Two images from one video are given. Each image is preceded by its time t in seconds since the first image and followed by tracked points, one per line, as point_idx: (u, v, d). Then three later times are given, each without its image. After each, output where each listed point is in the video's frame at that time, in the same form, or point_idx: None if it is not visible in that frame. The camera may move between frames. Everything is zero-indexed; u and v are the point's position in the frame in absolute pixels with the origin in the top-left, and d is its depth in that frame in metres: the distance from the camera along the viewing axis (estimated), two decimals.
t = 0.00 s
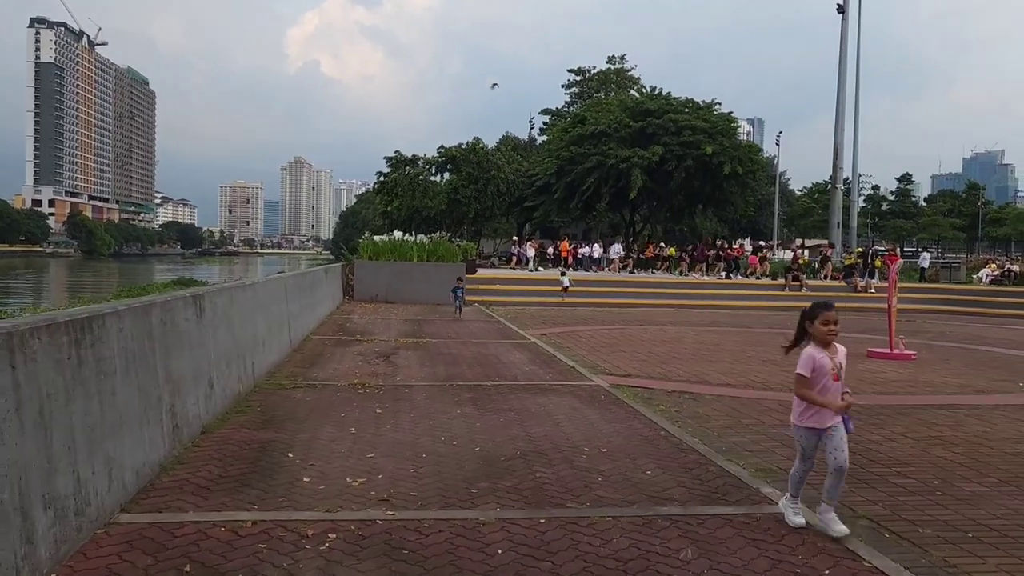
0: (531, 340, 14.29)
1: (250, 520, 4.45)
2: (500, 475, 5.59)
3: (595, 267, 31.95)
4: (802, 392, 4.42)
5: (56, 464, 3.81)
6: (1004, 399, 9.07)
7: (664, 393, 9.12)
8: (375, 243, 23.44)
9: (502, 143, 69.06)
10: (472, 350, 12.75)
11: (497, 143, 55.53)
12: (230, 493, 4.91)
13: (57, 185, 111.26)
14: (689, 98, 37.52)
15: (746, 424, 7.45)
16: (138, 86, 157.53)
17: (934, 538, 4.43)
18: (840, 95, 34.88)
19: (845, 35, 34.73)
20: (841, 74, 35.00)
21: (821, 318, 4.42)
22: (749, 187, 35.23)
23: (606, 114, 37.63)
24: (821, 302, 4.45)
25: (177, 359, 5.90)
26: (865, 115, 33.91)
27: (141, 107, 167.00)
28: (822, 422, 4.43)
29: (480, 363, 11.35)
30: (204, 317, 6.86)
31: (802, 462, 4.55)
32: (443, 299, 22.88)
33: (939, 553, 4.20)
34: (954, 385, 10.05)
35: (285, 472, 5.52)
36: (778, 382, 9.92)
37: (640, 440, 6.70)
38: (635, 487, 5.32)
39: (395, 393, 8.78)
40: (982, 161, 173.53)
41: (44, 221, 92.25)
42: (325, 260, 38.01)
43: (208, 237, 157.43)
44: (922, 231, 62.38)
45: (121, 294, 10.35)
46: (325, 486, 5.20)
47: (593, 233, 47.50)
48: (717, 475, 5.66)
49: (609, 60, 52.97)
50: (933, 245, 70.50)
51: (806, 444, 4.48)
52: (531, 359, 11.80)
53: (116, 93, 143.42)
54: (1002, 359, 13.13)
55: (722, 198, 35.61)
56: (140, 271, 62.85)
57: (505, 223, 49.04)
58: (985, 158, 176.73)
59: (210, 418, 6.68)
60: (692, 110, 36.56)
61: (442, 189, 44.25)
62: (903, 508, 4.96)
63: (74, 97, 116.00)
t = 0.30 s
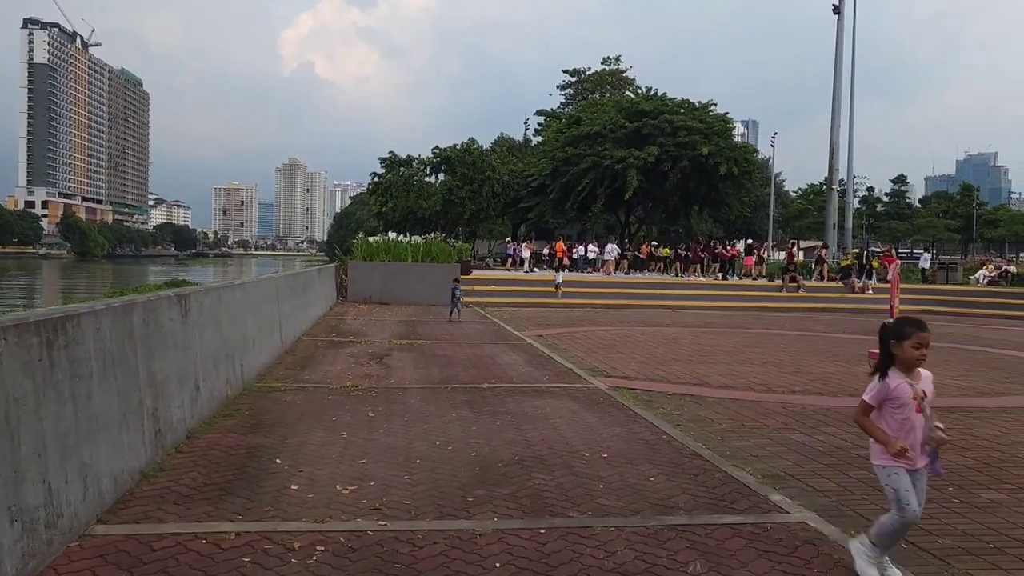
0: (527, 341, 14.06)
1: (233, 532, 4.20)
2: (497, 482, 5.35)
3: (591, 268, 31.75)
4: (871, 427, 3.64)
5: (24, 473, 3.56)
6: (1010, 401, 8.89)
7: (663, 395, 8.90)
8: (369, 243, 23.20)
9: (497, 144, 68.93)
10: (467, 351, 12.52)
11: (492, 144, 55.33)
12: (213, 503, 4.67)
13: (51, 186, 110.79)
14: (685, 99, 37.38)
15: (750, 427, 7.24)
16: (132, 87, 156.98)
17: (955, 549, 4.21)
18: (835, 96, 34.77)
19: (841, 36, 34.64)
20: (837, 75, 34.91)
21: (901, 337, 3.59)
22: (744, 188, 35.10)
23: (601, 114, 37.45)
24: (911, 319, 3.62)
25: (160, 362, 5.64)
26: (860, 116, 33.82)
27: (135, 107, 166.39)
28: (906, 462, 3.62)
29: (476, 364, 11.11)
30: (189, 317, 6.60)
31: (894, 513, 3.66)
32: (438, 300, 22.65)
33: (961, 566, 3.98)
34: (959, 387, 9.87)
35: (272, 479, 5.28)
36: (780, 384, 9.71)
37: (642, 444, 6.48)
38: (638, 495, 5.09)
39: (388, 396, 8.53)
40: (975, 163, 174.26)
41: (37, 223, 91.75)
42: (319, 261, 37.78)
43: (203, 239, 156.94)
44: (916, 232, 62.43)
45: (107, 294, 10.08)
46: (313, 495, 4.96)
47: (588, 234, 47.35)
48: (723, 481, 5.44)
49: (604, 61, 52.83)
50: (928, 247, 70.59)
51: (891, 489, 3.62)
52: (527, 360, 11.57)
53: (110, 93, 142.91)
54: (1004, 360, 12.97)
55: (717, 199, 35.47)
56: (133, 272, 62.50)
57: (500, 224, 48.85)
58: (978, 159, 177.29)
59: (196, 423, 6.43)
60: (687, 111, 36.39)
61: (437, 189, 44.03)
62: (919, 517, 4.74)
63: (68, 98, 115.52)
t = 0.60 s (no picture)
0: (527, 346, 13.80)
1: (224, 558, 3.94)
2: (504, 500, 5.08)
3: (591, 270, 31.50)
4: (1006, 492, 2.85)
5: None
6: None
7: (670, 403, 8.65)
8: (367, 246, 22.97)
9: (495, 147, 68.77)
10: (468, 357, 12.27)
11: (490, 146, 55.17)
12: (203, 525, 4.42)
13: (48, 191, 110.48)
14: (683, 100, 37.19)
15: (763, 437, 6.99)
16: (129, 91, 156.69)
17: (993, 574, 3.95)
18: (835, 97, 34.59)
19: (840, 37, 34.47)
20: (836, 76, 34.72)
21: None
22: (744, 189, 34.90)
23: (600, 116, 37.25)
24: None
25: (149, 374, 5.39)
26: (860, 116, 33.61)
27: (132, 111, 166.07)
28: None
29: (477, 371, 10.86)
30: (181, 326, 6.36)
31: None
32: (437, 304, 22.39)
33: None
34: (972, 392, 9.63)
35: (266, 498, 5.03)
36: (789, 391, 9.46)
37: (654, 456, 6.23)
38: (652, 513, 4.83)
39: (388, 405, 8.28)
40: (971, 164, 174.41)
41: (35, 228, 91.73)
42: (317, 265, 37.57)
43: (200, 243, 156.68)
44: (915, 234, 62.26)
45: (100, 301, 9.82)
46: (309, 515, 4.69)
47: (587, 236, 47.11)
48: (739, 496, 5.19)
49: (602, 63, 52.66)
50: (926, 248, 70.44)
51: None
52: (530, 366, 11.31)
53: (107, 98, 142.65)
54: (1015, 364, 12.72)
55: (717, 201, 35.26)
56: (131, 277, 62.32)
57: (499, 227, 48.64)
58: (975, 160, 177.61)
59: (189, 437, 6.18)
60: (686, 112, 36.17)
61: (436, 192, 43.81)
62: (947, 538, 4.50)
63: (65, 103, 115.24)
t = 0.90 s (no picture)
0: (534, 351, 13.57)
1: None
2: (513, 513, 4.86)
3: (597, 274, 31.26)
4: None
5: None
6: None
7: (682, 410, 8.42)
8: (372, 251, 22.77)
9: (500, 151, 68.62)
10: (474, 363, 12.04)
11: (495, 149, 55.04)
12: (197, 544, 4.21)
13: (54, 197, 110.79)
14: (689, 102, 36.95)
15: (781, 445, 6.75)
16: (134, 98, 157.18)
17: None
18: (842, 98, 34.29)
19: (846, 38, 34.16)
20: (843, 77, 34.43)
21: None
22: (750, 192, 34.61)
23: (605, 119, 37.02)
24: None
25: (143, 384, 5.18)
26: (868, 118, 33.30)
27: (137, 117, 166.46)
28: None
29: (483, 377, 10.63)
30: (178, 333, 6.15)
31: None
32: (443, 308, 22.18)
33: None
34: (992, 397, 9.37)
35: (264, 512, 4.81)
36: (804, 396, 9.21)
37: (668, 465, 6.00)
38: (670, 528, 4.59)
39: (393, 412, 8.06)
40: (977, 164, 173.45)
41: (41, 234, 92.04)
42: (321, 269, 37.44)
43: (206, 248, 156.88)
44: (922, 235, 61.80)
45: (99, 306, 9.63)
46: (308, 531, 4.47)
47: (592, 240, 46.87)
48: (760, 509, 4.95)
49: (606, 66, 52.42)
50: (934, 250, 69.93)
51: None
52: (537, 372, 11.08)
53: (112, 104, 142.99)
54: None
55: (724, 203, 34.99)
56: (137, 282, 62.39)
57: (504, 231, 48.44)
58: (981, 162, 177.06)
59: (186, 448, 5.97)
60: (692, 114, 35.90)
61: (441, 196, 43.63)
62: (984, 554, 4.24)
63: (70, 109, 115.56)
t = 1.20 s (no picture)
0: (542, 356, 13.32)
1: None
2: (519, 527, 4.61)
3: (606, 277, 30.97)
4: None
5: None
6: None
7: (695, 416, 8.14)
8: (379, 254, 22.57)
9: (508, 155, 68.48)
10: (481, 367, 11.79)
11: (504, 152, 54.87)
12: (182, 562, 3.96)
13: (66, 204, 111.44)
14: (698, 103, 36.65)
15: (798, 454, 6.48)
16: (145, 103, 158.01)
17: None
18: (852, 99, 33.94)
19: (857, 38, 33.83)
20: (854, 78, 34.05)
21: None
22: (760, 193, 34.27)
23: (613, 121, 36.76)
24: None
25: (131, 392, 4.94)
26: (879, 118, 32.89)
27: (148, 122, 167.24)
28: None
29: (490, 382, 10.38)
30: (171, 338, 5.91)
31: None
32: (450, 312, 21.95)
33: None
34: (1017, 403, 9.04)
35: (256, 527, 4.56)
36: (821, 402, 8.91)
37: (682, 475, 5.73)
38: (684, 544, 4.33)
39: (396, 419, 7.83)
40: (989, 165, 171.92)
41: (53, 239, 92.66)
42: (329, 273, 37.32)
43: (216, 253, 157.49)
44: (934, 237, 61.20)
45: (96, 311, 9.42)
46: (301, 548, 4.22)
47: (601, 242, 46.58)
48: (780, 523, 4.69)
49: (614, 69, 52.13)
50: (947, 252, 69.23)
51: None
52: (545, 377, 10.82)
53: (123, 110, 143.78)
54: None
55: (733, 205, 34.65)
56: (148, 287, 62.55)
57: (512, 234, 48.23)
58: (993, 163, 175.78)
59: (179, 458, 5.73)
60: (701, 116, 35.61)
61: (448, 199, 43.43)
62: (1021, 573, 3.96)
63: (82, 115, 116.27)
